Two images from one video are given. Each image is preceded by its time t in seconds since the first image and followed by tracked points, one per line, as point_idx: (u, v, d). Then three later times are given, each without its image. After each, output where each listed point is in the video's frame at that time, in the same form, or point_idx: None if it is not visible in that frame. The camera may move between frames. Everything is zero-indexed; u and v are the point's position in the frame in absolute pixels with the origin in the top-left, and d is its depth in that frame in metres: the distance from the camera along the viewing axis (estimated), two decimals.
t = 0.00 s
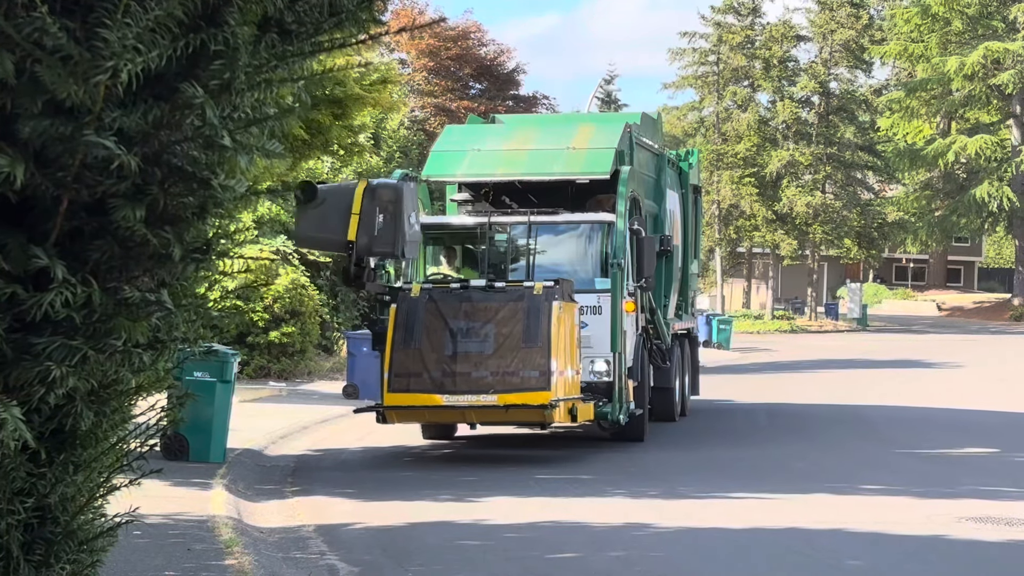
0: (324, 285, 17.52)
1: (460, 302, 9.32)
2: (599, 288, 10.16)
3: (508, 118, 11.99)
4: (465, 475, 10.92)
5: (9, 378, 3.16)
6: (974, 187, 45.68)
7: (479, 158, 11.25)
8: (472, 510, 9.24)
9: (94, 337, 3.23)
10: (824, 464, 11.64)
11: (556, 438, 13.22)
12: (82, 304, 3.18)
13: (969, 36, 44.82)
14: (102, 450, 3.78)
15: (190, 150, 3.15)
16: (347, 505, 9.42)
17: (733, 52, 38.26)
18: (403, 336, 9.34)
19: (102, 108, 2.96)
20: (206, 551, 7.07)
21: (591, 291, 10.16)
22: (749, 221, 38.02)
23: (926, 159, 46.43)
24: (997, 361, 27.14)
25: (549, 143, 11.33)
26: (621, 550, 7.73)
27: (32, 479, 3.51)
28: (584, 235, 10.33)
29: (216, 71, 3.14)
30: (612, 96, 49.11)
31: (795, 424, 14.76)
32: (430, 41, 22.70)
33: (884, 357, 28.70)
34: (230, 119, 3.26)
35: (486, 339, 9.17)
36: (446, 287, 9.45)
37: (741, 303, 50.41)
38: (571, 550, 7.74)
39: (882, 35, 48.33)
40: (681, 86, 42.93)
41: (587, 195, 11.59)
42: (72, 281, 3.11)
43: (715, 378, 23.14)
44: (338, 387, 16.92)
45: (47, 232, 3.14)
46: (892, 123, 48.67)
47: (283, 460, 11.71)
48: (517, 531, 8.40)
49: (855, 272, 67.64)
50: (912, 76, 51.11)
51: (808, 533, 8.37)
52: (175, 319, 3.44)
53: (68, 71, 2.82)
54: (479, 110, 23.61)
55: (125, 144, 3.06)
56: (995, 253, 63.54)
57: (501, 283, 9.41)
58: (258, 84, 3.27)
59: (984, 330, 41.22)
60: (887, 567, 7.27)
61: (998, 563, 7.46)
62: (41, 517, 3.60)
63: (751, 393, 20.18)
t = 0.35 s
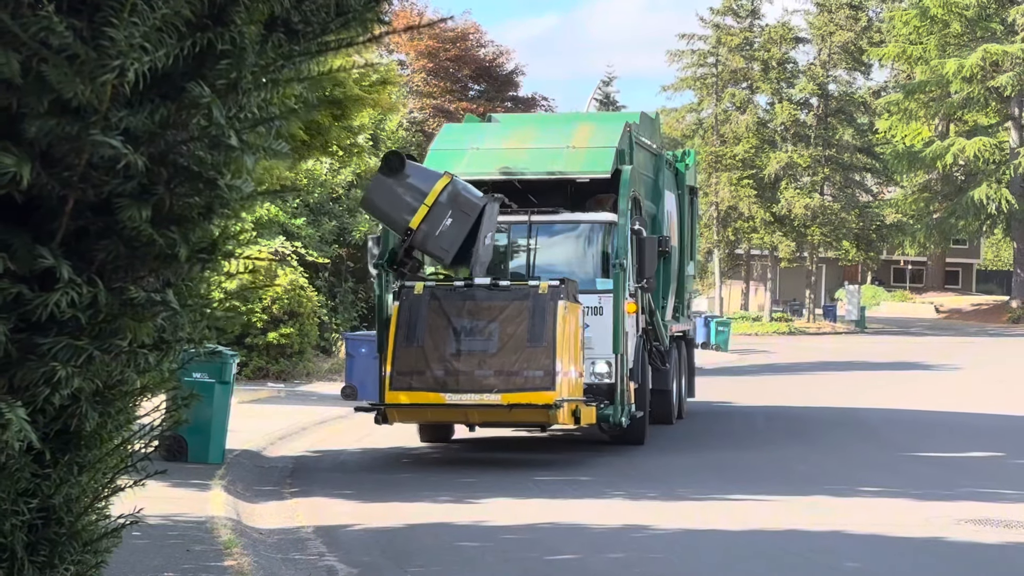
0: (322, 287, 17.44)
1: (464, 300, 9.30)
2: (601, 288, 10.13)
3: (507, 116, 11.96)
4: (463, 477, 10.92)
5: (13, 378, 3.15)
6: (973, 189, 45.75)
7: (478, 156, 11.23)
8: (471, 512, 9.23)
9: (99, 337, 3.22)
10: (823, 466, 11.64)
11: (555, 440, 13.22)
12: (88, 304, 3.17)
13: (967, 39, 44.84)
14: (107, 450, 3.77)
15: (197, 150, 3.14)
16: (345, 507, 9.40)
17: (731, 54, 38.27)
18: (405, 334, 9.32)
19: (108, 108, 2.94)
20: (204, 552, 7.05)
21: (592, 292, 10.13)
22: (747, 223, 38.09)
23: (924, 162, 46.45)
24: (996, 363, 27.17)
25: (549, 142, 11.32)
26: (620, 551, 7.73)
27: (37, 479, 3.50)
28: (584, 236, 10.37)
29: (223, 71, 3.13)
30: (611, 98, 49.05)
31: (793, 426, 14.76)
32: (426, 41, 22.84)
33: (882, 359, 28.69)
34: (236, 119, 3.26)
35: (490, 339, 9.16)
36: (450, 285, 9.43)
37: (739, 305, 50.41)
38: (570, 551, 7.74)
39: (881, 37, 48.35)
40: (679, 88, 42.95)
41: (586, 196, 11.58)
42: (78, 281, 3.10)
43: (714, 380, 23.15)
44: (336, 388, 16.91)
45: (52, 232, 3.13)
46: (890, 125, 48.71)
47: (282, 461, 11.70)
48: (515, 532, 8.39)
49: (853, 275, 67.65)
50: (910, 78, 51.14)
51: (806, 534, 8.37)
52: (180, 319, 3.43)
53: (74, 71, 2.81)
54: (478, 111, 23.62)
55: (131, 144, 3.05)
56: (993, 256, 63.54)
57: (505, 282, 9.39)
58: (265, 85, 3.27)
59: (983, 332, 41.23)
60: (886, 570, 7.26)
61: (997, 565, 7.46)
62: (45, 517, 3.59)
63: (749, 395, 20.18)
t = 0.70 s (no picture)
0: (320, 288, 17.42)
1: (467, 305, 9.27)
2: (603, 291, 10.10)
3: (507, 115, 11.93)
4: (462, 479, 10.91)
5: (28, 379, 3.14)
6: (970, 192, 45.80)
7: (477, 157, 11.21)
8: (471, 514, 9.23)
9: (114, 338, 3.22)
10: (822, 469, 11.64)
11: (554, 442, 13.21)
12: (102, 306, 3.16)
13: (965, 41, 44.84)
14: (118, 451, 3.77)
15: (212, 150, 3.14)
16: (345, 509, 9.39)
17: (729, 56, 38.27)
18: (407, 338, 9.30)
19: (125, 108, 2.94)
20: (204, 553, 7.03)
21: (595, 294, 10.11)
22: (745, 225, 38.12)
23: (922, 164, 46.45)
24: (994, 366, 27.18)
25: (548, 143, 11.30)
26: (621, 552, 7.72)
27: (50, 481, 3.49)
28: (584, 238, 10.33)
29: (240, 71, 3.13)
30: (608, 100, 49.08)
31: (792, 429, 14.76)
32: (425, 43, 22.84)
33: (880, 361, 28.68)
34: (253, 119, 3.26)
35: (494, 344, 9.15)
36: (451, 289, 9.38)
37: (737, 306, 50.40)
38: (571, 552, 7.72)
39: (879, 39, 48.35)
40: (676, 89, 42.95)
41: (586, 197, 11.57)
42: (93, 282, 3.09)
43: (713, 382, 23.14)
44: (334, 389, 16.90)
45: (67, 233, 3.11)
46: (887, 127, 48.72)
47: (281, 462, 11.69)
48: (515, 534, 8.38)
49: (851, 277, 67.64)
50: (908, 81, 51.17)
51: (806, 537, 8.37)
52: (195, 320, 3.43)
53: (92, 70, 2.79)
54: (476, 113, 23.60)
55: (147, 145, 3.04)
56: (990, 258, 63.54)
57: (508, 286, 9.35)
58: (281, 85, 3.27)
59: (980, 334, 41.23)
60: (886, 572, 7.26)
61: (997, 567, 7.46)
62: (58, 518, 3.59)
63: (747, 396, 20.17)
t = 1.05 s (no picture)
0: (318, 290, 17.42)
1: (472, 306, 9.30)
2: (607, 292, 10.10)
3: (505, 115, 11.89)
4: (462, 480, 10.92)
5: (49, 379, 3.13)
6: (967, 193, 45.88)
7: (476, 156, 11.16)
8: (472, 515, 9.23)
9: (136, 338, 3.22)
10: (823, 471, 11.65)
11: (554, 444, 13.21)
12: (124, 305, 3.16)
13: (962, 42, 44.87)
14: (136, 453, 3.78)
15: (234, 151, 3.15)
16: (345, 510, 9.39)
17: (727, 57, 38.26)
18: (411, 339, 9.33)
19: (150, 108, 2.94)
20: (206, 555, 7.03)
21: (599, 295, 10.09)
22: (742, 227, 38.13)
23: (919, 165, 46.47)
24: (991, 367, 27.23)
25: (548, 142, 11.29)
26: (623, 554, 7.72)
27: (70, 481, 3.48)
28: (585, 239, 10.31)
29: (263, 72, 3.14)
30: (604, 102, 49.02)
31: (790, 432, 14.78)
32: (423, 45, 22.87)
33: (876, 363, 28.71)
34: (275, 119, 3.26)
35: (499, 345, 9.16)
36: (456, 290, 9.42)
37: (734, 308, 50.43)
38: (573, 553, 7.72)
39: (876, 41, 48.35)
40: (674, 91, 42.97)
41: (586, 196, 11.53)
42: (115, 282, 3.09)
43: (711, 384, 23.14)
44: (332, 391, 16.90)
45: (89, 233, 3.11)
46: (884, 129, 48.74)
47: (280, 464, 11.69)
48: (516, 535, 8.39)
49: (847, 279, 67.69)
50: (905, 82, 51.18)
51: (806, 538, 8.38)
52: (217, 320, 3.43)
53: (118, 71, 2.79)
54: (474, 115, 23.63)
55: (171, 144, 3.04)
56: (987, 260, 63.62)
57: (514, 286, 9.38)
58: (304, 85, 3.28)
59: (977, 336, 41.26)
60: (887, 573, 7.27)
61: (998, 569, 7.47)
62: (77, 518, 3.58)
63: (745, 398, 20.18)
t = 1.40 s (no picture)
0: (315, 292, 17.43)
1: (475, 310, 9.28)
2: (610, 296, 10.11)
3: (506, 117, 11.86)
4: (460, 483, 10.92)
5: (63, 384, 3.13)
6: (963, 195, 45.98)
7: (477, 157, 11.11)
8: (471, 518, 9.23)
9: (150, 343, 3.23)
10: (822, 473, 11.67)
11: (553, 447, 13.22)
12: (139, 310, 3.16)
13: (958, 44, 44.99)
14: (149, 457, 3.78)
15: (249, 155, 3.16)
16: (344, 513, 9.38)
17: (722, 60, 38.32)
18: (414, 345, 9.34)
19: (167, 112, 2.94)
20: (205, 558, 7.02)
21: (601, 300, 10.11)
22: (738, 229, 38.18)
23: (915, 167, 46.54)
24: (988, 368, 27.29)
25: (546, 143, 11.24)
26: (623, 556, 7.72)
27: (83, 485, 3.49)
28: (586, 242, 10.34)
29: (280, 76, 3.14)
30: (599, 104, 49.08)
31: (788, 435, 14.79)
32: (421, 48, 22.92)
33: (873, 365, 28.75)
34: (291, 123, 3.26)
35: (503, 351, 9.15)
36: (458, 294, 9.42)
37: (730, 311, 50.48)
38: (573, 556, 7.72)
39: (871, 43, 48.43)
40: (670, 93, 43.03)
41: (586, 197, 11.49)
42: (130, 287, 3.09)
43: (708, 386, 23.18)
44: (329, 393, 16.90)
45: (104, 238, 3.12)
46: (880, 131, 48.82)
47: (278, 466, 11.68)
48: (516, 537, 8.38)
49: (843, 281, 67.78)
50: (901, 84, 51.30)
51: (805, 540, 8.39)
52: (230, 324, 3.43)
53: (135, 75, 2.80)
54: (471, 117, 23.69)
55: (188, 148, 3.05)
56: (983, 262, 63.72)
57: (517, 291, 9.36)
58: (319, 89, 3.28)
59: (973, 338, 41.32)
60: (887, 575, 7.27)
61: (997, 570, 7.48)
62: (89, 523, 3.59)
63: (743, 400, 20.20)
